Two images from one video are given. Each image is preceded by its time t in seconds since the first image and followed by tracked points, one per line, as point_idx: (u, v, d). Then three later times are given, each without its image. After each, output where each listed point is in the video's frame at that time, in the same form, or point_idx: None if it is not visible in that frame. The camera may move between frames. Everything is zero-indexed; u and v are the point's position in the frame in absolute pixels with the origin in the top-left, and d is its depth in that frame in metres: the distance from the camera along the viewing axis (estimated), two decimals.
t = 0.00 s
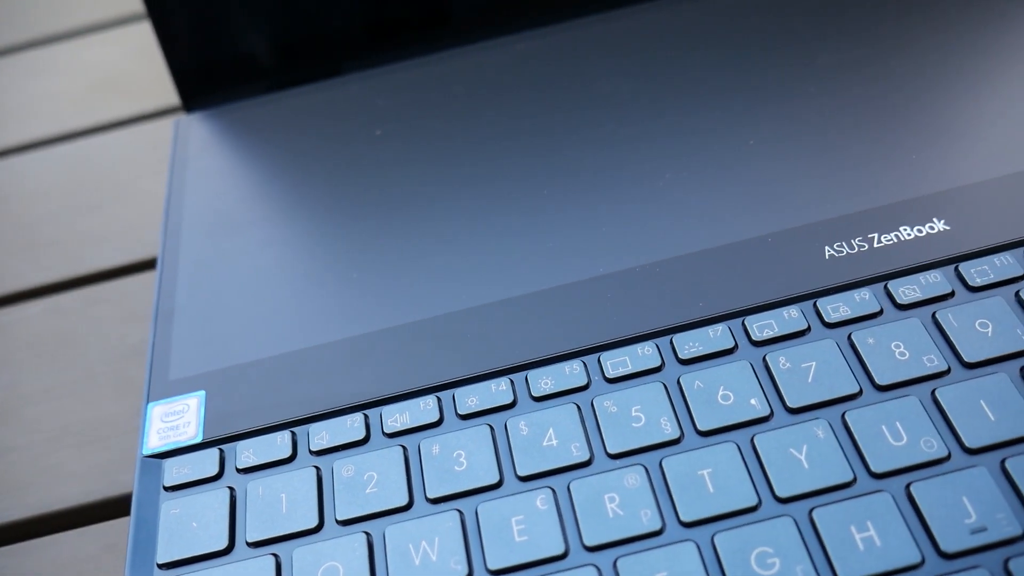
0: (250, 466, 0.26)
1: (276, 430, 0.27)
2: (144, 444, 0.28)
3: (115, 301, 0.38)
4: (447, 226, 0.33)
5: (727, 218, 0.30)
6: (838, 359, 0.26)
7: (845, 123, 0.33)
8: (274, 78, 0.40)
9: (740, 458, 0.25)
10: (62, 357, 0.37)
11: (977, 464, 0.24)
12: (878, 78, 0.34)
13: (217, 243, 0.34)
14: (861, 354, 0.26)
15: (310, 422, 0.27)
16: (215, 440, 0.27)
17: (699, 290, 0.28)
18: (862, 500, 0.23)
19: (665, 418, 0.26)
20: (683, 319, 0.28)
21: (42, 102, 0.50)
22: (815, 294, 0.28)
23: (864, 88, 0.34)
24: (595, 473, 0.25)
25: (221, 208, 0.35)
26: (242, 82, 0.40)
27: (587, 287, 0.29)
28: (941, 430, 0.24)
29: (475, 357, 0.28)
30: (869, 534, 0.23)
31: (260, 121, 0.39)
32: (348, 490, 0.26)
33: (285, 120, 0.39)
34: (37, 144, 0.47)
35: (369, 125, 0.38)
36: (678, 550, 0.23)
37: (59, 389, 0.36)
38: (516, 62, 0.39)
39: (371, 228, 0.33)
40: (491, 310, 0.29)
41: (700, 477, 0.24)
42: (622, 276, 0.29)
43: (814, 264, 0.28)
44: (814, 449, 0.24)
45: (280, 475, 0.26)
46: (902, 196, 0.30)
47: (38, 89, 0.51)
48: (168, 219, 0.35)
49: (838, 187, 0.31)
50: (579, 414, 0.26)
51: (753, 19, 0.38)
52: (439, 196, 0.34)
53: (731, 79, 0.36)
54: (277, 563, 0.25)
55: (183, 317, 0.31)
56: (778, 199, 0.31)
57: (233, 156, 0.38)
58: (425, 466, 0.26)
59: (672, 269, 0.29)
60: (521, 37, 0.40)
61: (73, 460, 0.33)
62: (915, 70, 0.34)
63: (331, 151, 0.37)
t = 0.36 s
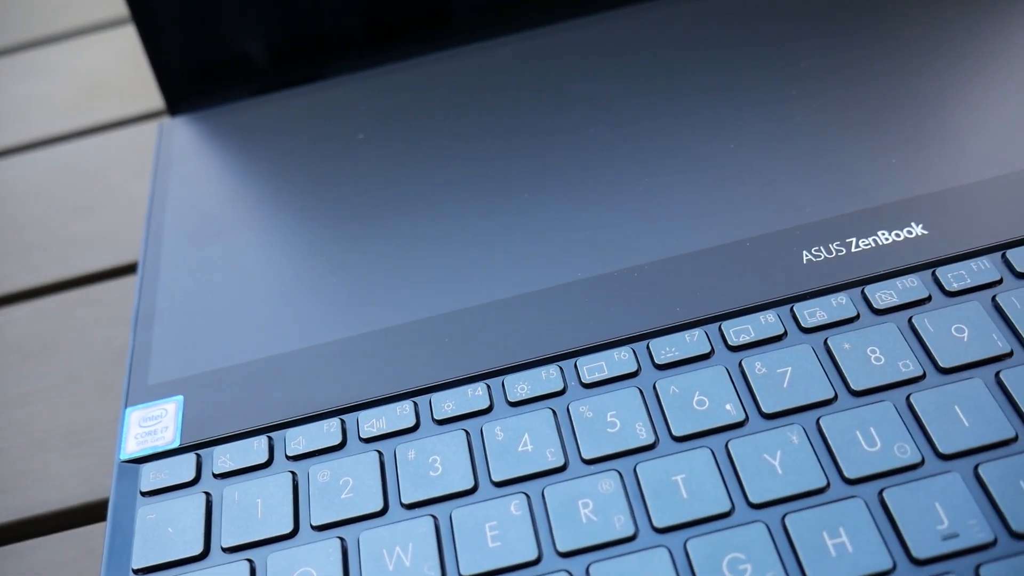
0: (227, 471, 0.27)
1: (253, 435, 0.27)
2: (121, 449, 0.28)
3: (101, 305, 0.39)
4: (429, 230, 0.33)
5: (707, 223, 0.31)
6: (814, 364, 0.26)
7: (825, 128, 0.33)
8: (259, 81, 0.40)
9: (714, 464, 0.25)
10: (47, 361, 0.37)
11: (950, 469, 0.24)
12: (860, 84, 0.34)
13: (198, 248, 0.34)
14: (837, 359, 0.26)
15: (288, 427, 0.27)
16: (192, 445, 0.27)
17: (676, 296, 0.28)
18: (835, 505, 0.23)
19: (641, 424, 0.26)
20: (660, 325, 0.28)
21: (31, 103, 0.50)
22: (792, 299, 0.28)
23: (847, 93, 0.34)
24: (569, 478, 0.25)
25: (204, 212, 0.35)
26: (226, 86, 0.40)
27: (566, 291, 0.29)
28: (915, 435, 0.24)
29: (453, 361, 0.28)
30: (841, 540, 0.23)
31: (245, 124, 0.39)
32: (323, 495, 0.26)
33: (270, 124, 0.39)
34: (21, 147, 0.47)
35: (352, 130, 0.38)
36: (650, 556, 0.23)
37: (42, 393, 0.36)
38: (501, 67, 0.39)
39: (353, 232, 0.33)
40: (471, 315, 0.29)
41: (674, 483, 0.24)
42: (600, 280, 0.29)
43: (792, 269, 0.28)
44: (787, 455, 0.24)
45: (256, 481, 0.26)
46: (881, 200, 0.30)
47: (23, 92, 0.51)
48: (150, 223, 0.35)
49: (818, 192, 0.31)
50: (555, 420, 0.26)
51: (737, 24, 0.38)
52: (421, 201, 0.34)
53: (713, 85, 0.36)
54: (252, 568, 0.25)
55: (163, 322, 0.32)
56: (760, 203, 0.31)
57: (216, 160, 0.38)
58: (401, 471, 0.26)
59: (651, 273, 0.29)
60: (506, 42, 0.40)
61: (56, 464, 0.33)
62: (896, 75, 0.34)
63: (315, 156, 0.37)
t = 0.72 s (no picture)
0: (205, 476, 0.27)
1: (231, 440, 0.27)
2: (100, 454, 0.28)
3: (86, 308, 0.39)
4: (413, 233, 0.33)
5: (688, 227, 0.31)
6: (791, 369, 0.26)
7: (808, 132, 0.33)
8: (246, 85, 0.40)
9: (690, 469, 0.25)
10: (31, 364, 0.37)
11: (925, 475, 0.24)
12: (844, 87, 0.34)
13: (181, 253, 0.34)
14: (814, 364, 0.26)
15: (266, 432, 0.27)
16: (171, 450, 0.27)
17: (656, 300, 0.29)
18: (809, 511, 0.23)
19: (617, 429, 0.26)
20: (638, 329, 0.28)
21: (16, 106, 0.50)
22: (770, 304, 0.28)
23: (833, 97, 0.34)
24: (546, 483, 0.25)
25: (187, 216, 0.35)
26: (212, 89, 0.40)
27: (546, 296, 0.29)
28: (891, 441, 0.24)
29: (433, 366, 0.28)
30: (814, 546, 0.23)
31: (231, 128, 0.39)
32: (300, 500, 0.26)
33: (257, 127, 0.39)
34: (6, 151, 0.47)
35: (334, 134, 0.38)
36: (624, 562, 0.23)
37: (27, 396, 0.36)
38: (488, 70, 0.39)
39: (336, 236, 0.33)
40: (453, 318, 0.29)
41: (649, 488, 0.24)
42: (579, 285, 0.29)
43: (772, 273, 0.29)
44: (763, 460, 0.24)
45: (233, 485, 0.26)
46: (862, 204, 0.30)
47: (8, 95, 0.51)
48: (134, 228, 0.36)
49: (801, 196, 0.31)
50: (532, 425, 0.26)
51: (723, 27, 0.38)
52: (405, 204, 0.34)
53: (699, 88, 0.36)
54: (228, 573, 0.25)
55: (144, 326, 0.32)
56: (742, 207, 0.31)
57: (200, 164, 0.38)
58: (378, 476, 0.26)
59: (632, 277, 0.29)
60: (494, 44, 0.40)
61: (39, 467, 0.34)
62: (880, 79, 0.34)
63: (300, 159, 0.37)
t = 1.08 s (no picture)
0: (181, 481, 0.27)
1: (209, 445, 0.27)
2: (78, 459, 0.28)
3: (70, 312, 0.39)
4: (395, 238, 0.33)
5: (667, 232, 0.31)
6: (767, 374, 0.26)
7: (789, 136, 0.33)
8: (230, 89, 0.40)
9: (664, 475, 0.25)
10: (15, 369, 0.37)
11: (898, 481, 0.24)
12: (826, 91, 0.34)
13: (163, 257, 0.34)
14: (790, 369, 0.26)
15: (243, 437, 0.27)
16: (149, 455, 0.27)
17: (633, 305, 0.29)
18: (782, 517, 0.23)
19: (592, 434, 0.26)
20: (615, 334, 0.28)
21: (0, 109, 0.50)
22: (747, 309, 0.28)
23: (816, 100, 0.34)
24: (520, 489, 0.25)
25: (169, 220, 0.36)
26: (196, 93, 0.40)
27: (524, 301, 0.29)
28: (865, 447, 0.24)
29: (411, 371, 0.28)
30: (786, 552, 0.23)
31: (215, 131, 0.39)
32: (275, 506, 0.26)
33: (241, 131, 0.39)
34: None
35: (316, 138, 0.38)
36: (597, 567, 0.23)
37: (10, 401, 0.36)
38: (473, 73, 0.39)
39: (318, 241, 0.33)
40: (433, 323, 0.29)
41: (623, 494, 0.24)
42: (557, 290, 0.30)
43: (750, 278, 0.29)
44: (736, 466, 0.24)
45: (210, 491, 0.26)
46: (840, 209, 0.30)
47: None
48: (117, 231, 0.36)
49: (780, 200, 0.31)
50: (507, 430, 0.26)
51: (707, 30, 0.39)
52: (388, 208, 0.34)
53: (681, 92, 0.36)
54: None
55: (125, 331, 0.32)
56: (721, 211, 0.31)
57: (183, 167, 0.38)
58: (353, 481, 0.26)
59: (609, 282, 0.29)
60: (478, 47, 0.40)
61: (22, 472, 0.34)
62: (861, 83, 0.34)
63: (284, 163, 0.37)
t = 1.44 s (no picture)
0: (158, 486, 0.27)
1: (186, 450, 0.27)
2: (56, 464, 0.28)
3: (52, 317, 0.40)
4: (376, 241, 0.33)
5: (646, 237, 0.31)
6: (742, 380, 0.26)
7: (769, 140, 0.33)
8: (214, 93, 0.40)
9: (637, 480, 0.25)
10: None
11: (871, 487, 0.24)
12: (806, 95, 0.34)
13: (144, 261, 0.34)
14: (765, 375, 0.26)
15: (220, 442, 0.27)
16: (126, 460, 0.27)
17: (611, 309, 0.29)
18: (754, 523, 0.23)
19: (567, 439, 0.26)
20: (592, 339, 0.28)
21: None
22: (724, 314, 0.28)
23: (797, 103, 0.34)
24: (494, 494, 0.25)
25: (151, 224, 0.36)
26: (180, 97, 0.40)
27: (502, 306, 0.29)
28: (838, 452, 0.24)
29: (388, 376, 0.28)
30: (758, 558, 0.23)
31: (198, 135, 0.39)
32: (250, 511, 0.26)
33: (225, 135, 0.39)
34: None
35: (299, 141, 0.38)
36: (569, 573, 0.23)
37: None
38: (457, 76, 0.39)
39: (300, 245, 0.33)
40: (411, 328, 0.29)
41: (597, 500, 0.24)
42: (535, 295, 0.30)
43: (727, 283, 0.29)
44: (710, 471, 0.24)
45: (186, 496, 0.26)
46: (818, 213, 0.30)
47: None
48: (99, 235, 0.36)
49: (759, 205, 0.31)
50: (482, 436, 0.26)
51: (690, 32, 0.39)
52: (370, 212, 0.34)
53: (663, 96, 0.36)
54: None
55: (105, 335, 0.32)
56: (699, 215, 0.31)
57: (166, 171, 0.38)
58: (329, 486, 0.26)
59: (587, 287, 0.29)
60: (462, 50, 0.40)
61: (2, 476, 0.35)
62: (843, 86, 0.34)
63: (268, 167, 0.37)
